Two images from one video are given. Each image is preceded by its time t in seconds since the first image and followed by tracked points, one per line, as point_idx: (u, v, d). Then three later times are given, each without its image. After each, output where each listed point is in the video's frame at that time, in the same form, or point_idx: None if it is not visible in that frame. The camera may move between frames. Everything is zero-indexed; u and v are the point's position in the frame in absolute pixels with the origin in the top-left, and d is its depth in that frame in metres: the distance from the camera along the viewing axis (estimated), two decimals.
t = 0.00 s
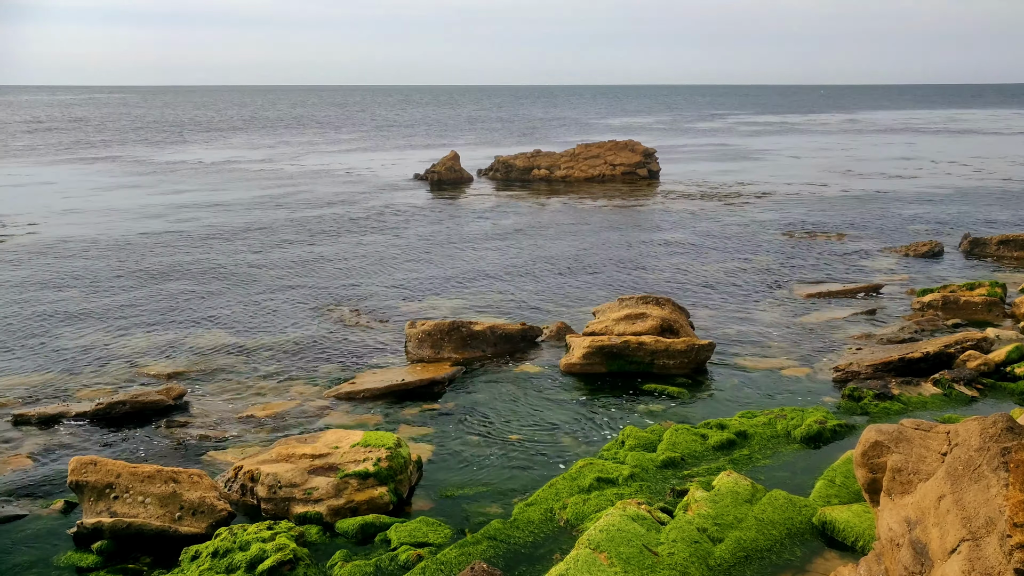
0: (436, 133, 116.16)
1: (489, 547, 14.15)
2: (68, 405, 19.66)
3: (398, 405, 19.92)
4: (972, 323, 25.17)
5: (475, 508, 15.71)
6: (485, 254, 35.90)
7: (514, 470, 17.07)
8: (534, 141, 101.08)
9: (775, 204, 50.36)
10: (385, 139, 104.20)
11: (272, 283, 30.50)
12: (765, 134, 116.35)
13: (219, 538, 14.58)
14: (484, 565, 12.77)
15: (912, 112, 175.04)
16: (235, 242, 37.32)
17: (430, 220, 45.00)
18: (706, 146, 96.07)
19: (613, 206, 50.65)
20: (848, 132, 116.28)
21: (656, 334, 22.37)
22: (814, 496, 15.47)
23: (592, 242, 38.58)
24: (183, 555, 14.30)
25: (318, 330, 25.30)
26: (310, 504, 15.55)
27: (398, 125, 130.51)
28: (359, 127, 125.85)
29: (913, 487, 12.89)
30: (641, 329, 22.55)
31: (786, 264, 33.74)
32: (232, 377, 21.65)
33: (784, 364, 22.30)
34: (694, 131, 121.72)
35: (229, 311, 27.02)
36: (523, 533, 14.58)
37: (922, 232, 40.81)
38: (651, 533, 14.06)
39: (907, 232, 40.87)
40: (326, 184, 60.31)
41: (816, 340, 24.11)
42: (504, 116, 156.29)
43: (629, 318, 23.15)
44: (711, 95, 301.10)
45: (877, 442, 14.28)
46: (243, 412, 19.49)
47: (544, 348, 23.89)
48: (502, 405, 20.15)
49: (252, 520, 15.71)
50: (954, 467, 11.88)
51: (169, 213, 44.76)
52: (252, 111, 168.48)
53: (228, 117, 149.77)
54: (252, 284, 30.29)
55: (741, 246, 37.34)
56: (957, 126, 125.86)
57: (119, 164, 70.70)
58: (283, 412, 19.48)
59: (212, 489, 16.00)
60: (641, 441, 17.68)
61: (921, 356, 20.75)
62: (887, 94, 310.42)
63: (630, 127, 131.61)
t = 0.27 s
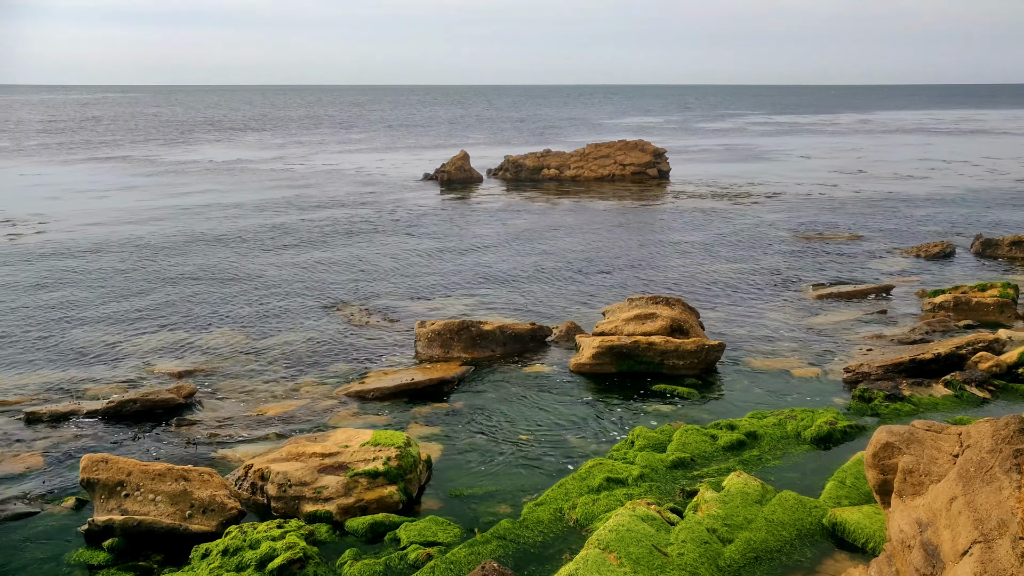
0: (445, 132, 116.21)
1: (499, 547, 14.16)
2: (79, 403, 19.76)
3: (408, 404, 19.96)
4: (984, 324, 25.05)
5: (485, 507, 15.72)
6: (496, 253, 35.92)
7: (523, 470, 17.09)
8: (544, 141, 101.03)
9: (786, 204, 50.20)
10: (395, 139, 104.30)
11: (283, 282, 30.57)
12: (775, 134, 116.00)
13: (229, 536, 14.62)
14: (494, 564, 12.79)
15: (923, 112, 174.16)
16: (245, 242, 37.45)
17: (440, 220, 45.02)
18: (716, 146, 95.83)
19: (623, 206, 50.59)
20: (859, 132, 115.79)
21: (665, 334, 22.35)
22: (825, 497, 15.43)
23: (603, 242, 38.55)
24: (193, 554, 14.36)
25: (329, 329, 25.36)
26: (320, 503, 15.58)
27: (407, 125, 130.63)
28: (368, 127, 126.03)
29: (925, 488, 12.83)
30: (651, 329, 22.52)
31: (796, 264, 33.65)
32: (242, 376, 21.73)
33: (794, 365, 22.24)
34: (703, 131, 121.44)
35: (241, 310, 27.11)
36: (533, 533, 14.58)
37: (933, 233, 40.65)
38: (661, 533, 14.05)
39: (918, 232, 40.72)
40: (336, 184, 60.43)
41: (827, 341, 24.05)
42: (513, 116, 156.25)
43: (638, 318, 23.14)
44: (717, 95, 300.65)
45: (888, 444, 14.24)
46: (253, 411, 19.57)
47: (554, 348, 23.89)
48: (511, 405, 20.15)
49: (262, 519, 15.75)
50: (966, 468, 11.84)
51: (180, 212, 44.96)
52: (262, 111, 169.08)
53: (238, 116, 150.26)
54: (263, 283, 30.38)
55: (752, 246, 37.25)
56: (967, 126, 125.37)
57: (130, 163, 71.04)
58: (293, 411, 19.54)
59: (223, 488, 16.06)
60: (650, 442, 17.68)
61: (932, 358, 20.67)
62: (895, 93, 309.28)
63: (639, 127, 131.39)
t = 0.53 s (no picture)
0: (455, 132, 116.20)
1: (509, 547, 14.17)
2: (92, 401, 19.86)
3: (419, 404, 20.00)
4: (998, 325, 24.88)
5: (495, 507, 15.73)
6: (508, 253, 35.93)
7: (534, 469, 17.10)
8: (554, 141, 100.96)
9: (798, 204, 50.00)
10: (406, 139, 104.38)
11: (294, 281, 30.68)
12: (786, 134, 115.52)
13: (241, 535, 14.68)
14: (505, 563, 12.80)
15: (936, 112, 173.02)
16: (257, 241, 37.58)
17: (452, 220, 45.04)
18: (728, 146, 95.50)
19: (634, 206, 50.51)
20: (871, 132, 115.14)
21: (677, 334, 22.32)
22: (837, 499, 15.39)
23: (614, 243, 38.51)
24: (205, 552, 14.42)
25: (340, 329, 25.43)
26: (332, 502, 15.63)
27: (417, 124, 130.75)
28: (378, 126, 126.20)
29: (938, 490, 12.78)
30: (662, 330, 22.51)
31: (809, 265, 33.53)
32: (254, 375, 21.82)
33: (806, 366, 22.19)
34: (714, 131, 121.07)
35: (253, 310, 27.22)
36: (544, 533, 14.59)
37: (946, 234, 40.43)
38: (672, 534, 14.04)
39: (931, 233, 40.51)
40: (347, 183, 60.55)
41: (839, 342, 23.98)
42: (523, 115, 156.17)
43: (650, 318, 23.12)
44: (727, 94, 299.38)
45: (901, 445, 14.18)
46: (264, 410, 19.65)
47: (565, 348, 23.88)
48: (522, 405, 20.17)
49: (274, 518, 15.80)
50: (981, 470, 11.79)
51: (192, 212, 45.16)
52: (273, 111, 169.60)
53: (250, 116, 150.77)
54: (275, 282, 30.47)
55: (763, 246, 37.15)
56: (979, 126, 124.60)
57: (143, 163, 71.35)
58: (305, 410, 19.61)
59: (235, 486, 16.13)
60: (662, 442, 17.66)
61: (945, 359, 20.58)
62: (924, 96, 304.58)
63: (650, 127, 131.09)
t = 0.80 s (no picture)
0: (465, 131, 116.20)
1: (520, 545, 14.19)
2: (104, 399, 19.95)
3: (429, 403, 20.03)
4: (1011, 325, 24.73)
5: (507, 506, 15.74)
6: (519, 252, 35.89)
7: (544, 469, 17.10)
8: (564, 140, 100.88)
9: (810, 203, 49.82)
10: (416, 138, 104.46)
11: (305, 280, 30.76)
12: (797, 133, 115.06)
13: (252, 532, 14.74)
14: (517, 561, 12.78)
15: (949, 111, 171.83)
16: (268, 240, 37.69)
17: (463, 219, 45.06)
18: (739, 145, 95.17)
19: (645, 205, 50.42)
20: (883, 132, 114.56)
21: (688, 334, 22.30)
22: (848, 499, 15.35)
23: (626, 242, 38.46)
24: (217, 550, 14.48)
25: (351, 328, 25.50)
26: (342, 500, 15.67)
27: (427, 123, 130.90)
28: (388, 126, 126.39)
29: (950, 490, 12.73)
30: (673, 329, 22.48)
31: (820, 264, 33.41)
32: (265, 374, 21.89)
33: (817, 365, 22.14)
34: (724, 130, 120.69)
35: (264, 308, 27.29)
36: (555, 532, 14.59)
37: (959, 233, 40.18)
38: (683, 533, 14.02)
39: (943, 233, 40.27)
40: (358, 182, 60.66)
41: (851, 342, 23.90)
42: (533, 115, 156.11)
43: (660, 317, 23.10)
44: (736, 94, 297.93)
45: (914, 445, 14.12)
46: (275, 408, 19.72)
47: (575, 348, 23.88)
48: (533, 404, 20.18)
49: (285, 516, 15.85)
50: (994, 470, 11.74)
51: (204, 211, 45.33)
52: (284, 110, 170.14)
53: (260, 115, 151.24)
54: (286, 281, 30.56)
55: (774, 246, 37.06)
56: (991, 125, 123.71)
57: (155, 162, 71.67)
58: (316, 408, 19.67)
59: (246, 484, 16.19)
60: (673, 441, 17.65)
61: (958, 358, 20.48)
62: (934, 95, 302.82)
63: (660, 126, 130.78)
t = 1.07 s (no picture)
0: (474, 131, 116.25)
1: (529, 544, 14.19)
2: (115, 397, 20.06)
3: (439, 401, 20.06)
4: None
5: (516, 505, 15.76)
6: (529, 251, 35.91)
7: (554, 468, 17.11)
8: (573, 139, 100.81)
9: (820, 203, 49.66)
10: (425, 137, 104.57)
11: (315, 278, 30.86)
12: (806, 132, 114.68)
13: (263, 530, 14.78)
14: (527, 560, 12.79)
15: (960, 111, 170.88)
16: (279, 239, 37.81)
17: (473, 218, 45.11)
18: (748, 144, 94.91)
19: (655, 204, 50.37)
20: (893, 131, 114.00)
21: (698, 333, 22.27)
22: (859, 499, 15.31)
23: (636, 241, 38.43)
24: (227, 546, 14.53)
25: (361, 326, 25.56)
26: (352, 498, 15.71)
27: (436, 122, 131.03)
28: (397, 125, 126.56)
29: (962, 491, 12.68)
30: (683, 328, 22.46)
31: (831, 264, 33.32)
32: (275, 372, 21.97)
33: (827, 365, 22.09)
34: (733, 129, 120.40)
35: (274, 306, 27.38)
36: (564, 531, 14.59)
37: (971, 233, 39.93)
38: (692, 533, 14.00)
39: (955, 232, 40.05)
40: (368, 181, 60.77)
41: (861, 342, 23.84)
42: (542, 114, 156.07)
43: (670, 317, 23.08)
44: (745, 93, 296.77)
45: (925, 445, 14.07)
46: (286, 406, 19.78)
47: (585, 347, 23.89)
48: (543, 403, 20.19)
49: (295, 513, 15.89)
50: (1006, 470, 11.68)
51: (216, 209, 45.53)
52: (294, 109, 170.63)
53: (270, 114, 151.65)
54: (297, 279, 30.65)
55: (785, 245, 36.96)
56: (1003, 125, 122.82)
57: (166, 160, 71.99)
58: (326, 406, 19.72)
59: (257, 482, 16.25)
60: (682, 441, 17.64)
61: (970, 359, 20.39)
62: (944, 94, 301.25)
63: (668, 125, 130.55)
